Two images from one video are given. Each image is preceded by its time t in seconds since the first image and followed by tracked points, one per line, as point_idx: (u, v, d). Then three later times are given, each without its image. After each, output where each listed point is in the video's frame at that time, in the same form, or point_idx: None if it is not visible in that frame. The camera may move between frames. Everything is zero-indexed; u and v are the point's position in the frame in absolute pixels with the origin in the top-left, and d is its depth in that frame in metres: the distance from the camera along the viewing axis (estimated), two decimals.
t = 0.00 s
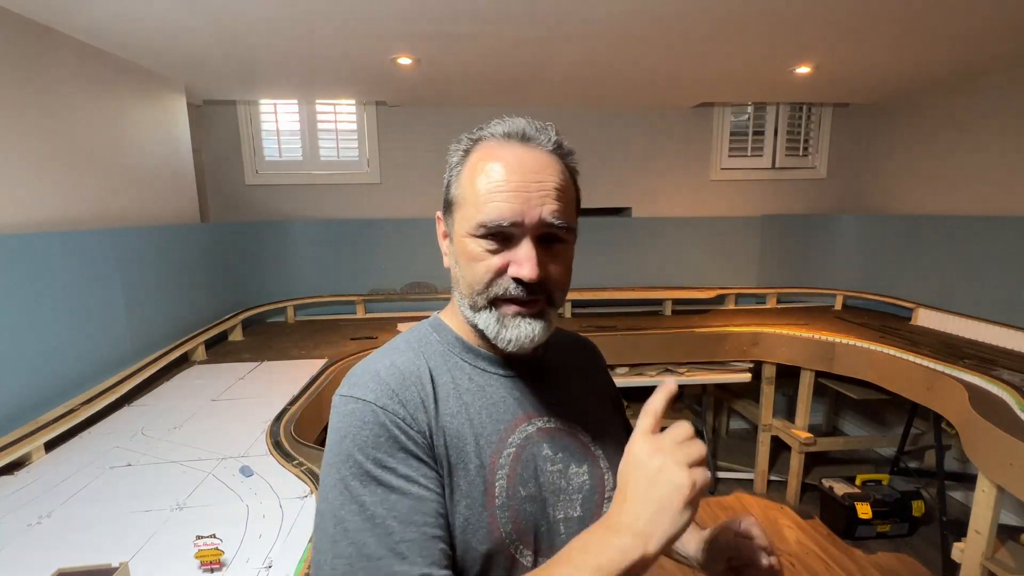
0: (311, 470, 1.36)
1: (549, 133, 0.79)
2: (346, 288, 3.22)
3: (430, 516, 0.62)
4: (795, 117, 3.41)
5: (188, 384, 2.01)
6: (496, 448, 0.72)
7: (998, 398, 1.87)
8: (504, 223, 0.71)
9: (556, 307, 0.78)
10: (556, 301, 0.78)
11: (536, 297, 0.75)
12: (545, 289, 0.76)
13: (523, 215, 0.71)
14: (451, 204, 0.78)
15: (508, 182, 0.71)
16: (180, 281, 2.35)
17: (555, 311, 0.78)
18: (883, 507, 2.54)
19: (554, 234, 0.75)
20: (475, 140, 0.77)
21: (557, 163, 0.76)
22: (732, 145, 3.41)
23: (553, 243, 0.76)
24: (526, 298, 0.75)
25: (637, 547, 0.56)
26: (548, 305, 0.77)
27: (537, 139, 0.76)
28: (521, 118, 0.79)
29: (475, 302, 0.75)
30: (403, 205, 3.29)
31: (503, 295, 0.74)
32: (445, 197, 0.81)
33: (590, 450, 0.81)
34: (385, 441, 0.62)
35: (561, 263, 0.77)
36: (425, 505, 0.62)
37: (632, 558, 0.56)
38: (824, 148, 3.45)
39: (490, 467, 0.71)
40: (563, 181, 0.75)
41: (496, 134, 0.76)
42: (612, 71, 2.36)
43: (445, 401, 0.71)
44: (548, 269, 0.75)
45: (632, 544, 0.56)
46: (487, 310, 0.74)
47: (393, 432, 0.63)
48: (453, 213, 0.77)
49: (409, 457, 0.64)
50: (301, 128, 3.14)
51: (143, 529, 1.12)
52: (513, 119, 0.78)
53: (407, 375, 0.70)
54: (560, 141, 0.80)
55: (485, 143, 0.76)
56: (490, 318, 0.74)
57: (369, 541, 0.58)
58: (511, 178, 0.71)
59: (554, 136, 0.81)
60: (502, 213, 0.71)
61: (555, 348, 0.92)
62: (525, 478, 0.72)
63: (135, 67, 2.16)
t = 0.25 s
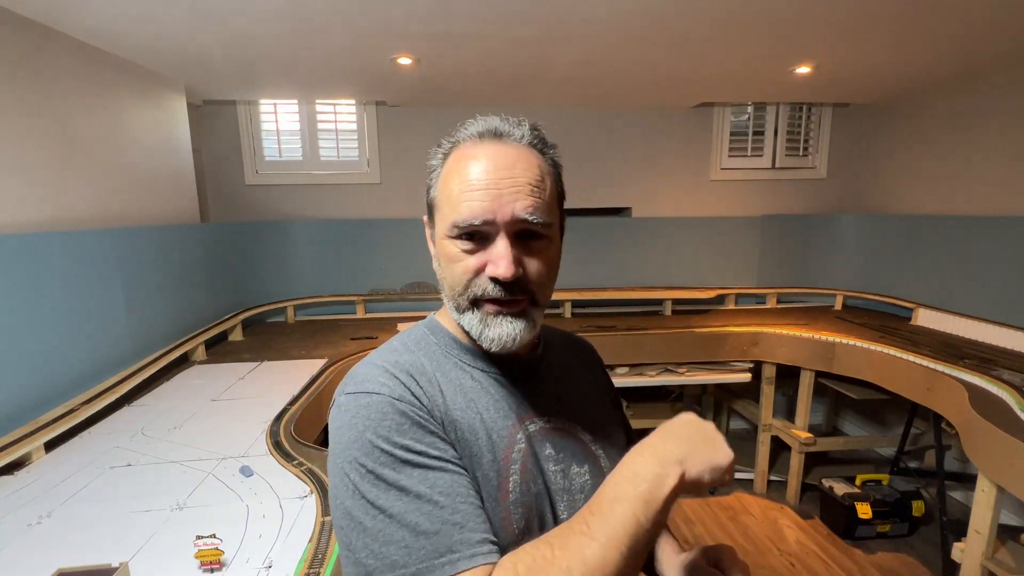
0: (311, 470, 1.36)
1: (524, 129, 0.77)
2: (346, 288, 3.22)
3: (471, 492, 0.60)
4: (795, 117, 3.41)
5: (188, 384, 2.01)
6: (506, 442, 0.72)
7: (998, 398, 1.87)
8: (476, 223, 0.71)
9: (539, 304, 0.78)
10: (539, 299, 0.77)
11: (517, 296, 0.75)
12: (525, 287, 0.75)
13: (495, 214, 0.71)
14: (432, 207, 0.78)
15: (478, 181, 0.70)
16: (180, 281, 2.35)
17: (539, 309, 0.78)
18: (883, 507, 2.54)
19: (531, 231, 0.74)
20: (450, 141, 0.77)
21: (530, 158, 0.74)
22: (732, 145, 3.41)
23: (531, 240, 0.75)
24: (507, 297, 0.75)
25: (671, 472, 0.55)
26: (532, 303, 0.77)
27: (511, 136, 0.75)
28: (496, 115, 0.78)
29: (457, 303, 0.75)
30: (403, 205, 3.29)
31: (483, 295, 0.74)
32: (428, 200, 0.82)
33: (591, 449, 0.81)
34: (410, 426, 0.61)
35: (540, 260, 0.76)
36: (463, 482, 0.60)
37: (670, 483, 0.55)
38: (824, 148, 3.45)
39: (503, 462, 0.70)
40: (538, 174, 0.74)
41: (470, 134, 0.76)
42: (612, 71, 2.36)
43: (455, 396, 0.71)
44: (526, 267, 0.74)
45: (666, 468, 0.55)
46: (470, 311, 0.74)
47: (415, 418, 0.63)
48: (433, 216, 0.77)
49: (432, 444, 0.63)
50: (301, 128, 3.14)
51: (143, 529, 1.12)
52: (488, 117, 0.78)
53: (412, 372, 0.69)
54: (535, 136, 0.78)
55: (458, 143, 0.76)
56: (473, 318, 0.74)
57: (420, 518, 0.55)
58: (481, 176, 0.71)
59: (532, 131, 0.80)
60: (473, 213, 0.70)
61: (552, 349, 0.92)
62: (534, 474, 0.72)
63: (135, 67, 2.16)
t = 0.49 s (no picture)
0: (311, 470, 1.36)
1: (554, 134, 0.78)
2: (346, 288, 3.22)
3: (434, 520, 0.61)
4: (795, 117, 3.41)
5: (188, 384, 2.01)
6: (503, 453, 0.71)
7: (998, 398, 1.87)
8: (502, 227, 0.71)
9: (557, 312, 0.78)
10: (557, 306, 0.78)
11: (537, 303, 0.75)
12: (545, 294, 0.75)
13: (521, 219, 0.71)
14: (456, 207, 0.78)
15: (506, 186, 0.71)
16: (180, 281, 2.35)
17: (555, 316, 0.78)
18: (883, 507, 2.54)
19: (555, 238, 0.74)
20: (480, 142, 0.77)
21: (559, 165, 0.75)
22: (732, 145, 3.41)
23: (554, 247, 0.75)
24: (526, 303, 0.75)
25: (631, 548, 0.60)
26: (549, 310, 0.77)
27: (541, 141, 0.75)
28: (526, 119, 0.79)
29: (476, 306, 0.75)
30: (403, 205, 3.30)
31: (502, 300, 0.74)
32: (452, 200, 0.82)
33: (596, 456, 0.81)
34: (392, 441, 0.62)
35: (562, 267, 0.76)
36: (429, 509, 0.61)
37: (628, 557, 0.59)
38: (824, 148, 3.45)
39: (496, 473, 0.70)
40: (565, 182, 0.74)
41: (499, 136, 0.76)
42: (612, 71, 2.36)
43: (455, 403, 0.71)
44: (547, 274, 0.75)
45: (626, 544, 0.60)
46: (487, 314, 0.74)
47: (401, 433, 0.62)
48: (457, 216, 0.77)
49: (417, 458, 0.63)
50: (300, 128, 3.14)
51: (143, 529, 1.12)
52: (517, 121, 0.78)
53: (415, 376, 0.69)
54: (564, 143, 0.78)
55: (487, 145, 0.76)
56: (489, 321, 0.74)
57: (373, 543, 0.57)
58: (509, 180, 0.71)
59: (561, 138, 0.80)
60: (500, 217, 0.70)
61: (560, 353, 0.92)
62: (532, 483, 0.72)
63: (135, 67, 2.16)
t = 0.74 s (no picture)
0: (311, 470, 1.36)
1: (556, 132, 0.78)
2: (346, 288, 3.22)
3: (449, 518, 0.61)
4: (795, 117, 3.41)
5: (188, 384, 2.01)
6: (509, 452, 0.71)
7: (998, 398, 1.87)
8: (511, 228, 0.71)
9: (565, 312, 0.78)
10: (565, 306, 0.78)
11: (546, 303, 0.75)
12: (554, 294, 0.75)
13: (531, 220, 0.70)
14: (460, 208, 0.77)
15: (513, 186, 0.70)
16: (180, 279, 2.35)
17: (563, 317, 0.78)
18: (883, 507, 2.54)
19: (563, 238, 0.74)
20: (481, 142, 0.77)
21: (564, 164, 0.75)
22: (732, 145, 3.41)
23: (562, 248, 0.75)
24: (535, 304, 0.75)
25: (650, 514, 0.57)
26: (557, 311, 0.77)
27: (544, 140, 0.75)
28: (527, 118, 0.78)
29: (485, 308, 0.75)
30: (403, 205, 3.29)
31: (511, 301, 0.74)
32: (454, 201, 0.81)
33: (601, 455, 0.81)
34: (404, 438, 0.62)
35: (570, 268, 0.76)
36: (443, 507, 0.61)
37: (649, 524, 0.56)
38: (824, 148, 3.45)
39: (504, 471, 0.70)
40: (571, 181, 0.74)
41: (503, 135, 0.75)
42: (612, 72, 2.36)
43: (460, 402, 0.71)
44: (556, 274, 0.74)
45: (645, 511, 0.56)
46: (497, 316, 0.74)
47: (412, 430, 0.63)
48: (462, 218, 0.76)
49: (427, 457, 0.63)
50: (300, 128, 3.13)
51: (143, 529, 1.12)
52: (518, 120, 0.78)
53: (420, 376, 0.69)
54: (566, 141, 0.78)
55: (490, 145, 0.75)
56: (500, 324, 0.73)
57: (395, 539, 0.57)
58: (517, 181, 0.70)
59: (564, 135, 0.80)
60: (510, 217, 0.70)
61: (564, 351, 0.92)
62: (537, 483, 0.72)
63: (135, 67, 2.16)
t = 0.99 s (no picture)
0: (311, 470, 1.36)
1: (550, 136, 0.76)
2: (346, 288, 3.22)
3: (483, 497, 0.60)
4: (795, 117, 3.41)
5: (188, 384, 2.01)
6: (519, 447, 0.72)
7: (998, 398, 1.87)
8: (501, 241, 0.71)
9: (558, 321, 0.78)
10: (558, 315, 0.78)
11: (538, 313, 0.75)
12: (546, 305, 0.75)
13: (520, 233, 0.70)
14: (454, 215, 0.77)
15: (502, 198, 0.69)
16: (180, 279, 2.35)
17: (557, 326, 0.78)
18: (883, 507, 2.54)
19: (555, 248, 0.74)
20: (474, 148, 0.76)
21: (557, 171, 0.73)
22: (732, 145, 3.41)
23: (553, 257, 0.75)
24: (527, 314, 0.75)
25: (677, 480, 0.59)
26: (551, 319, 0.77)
27: (537, 146, 0.74)
28: (522, 121, 0.77)
29: (477, 319, 0.75)
30: (403, 205, 3.29)
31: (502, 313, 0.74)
32: (448, 207, 0.80)
33: (604, 454, 0.82)
34: (423, 426, 0.62)
35: (561, 277, 0.76)
36: (474, 487, 0.60)
37: (677, 488, 0.58)
38: (824, 148, 3.45)
39: (516, 466, 0.71)
40: (563, 187, 0.73)
41: (495, 142, 0.74)
42: (612, 72, 2.36)
43: (470, 397, 0.71)
44: (547, 285, 0.74)
45: (673, 476, 0.59)
46: (488, 328, 0.75)
47: (429, 419, 0.63)
48: (455, 226, 0.76)
49: (447, 445, 0.63)
50: (300, 128, 3.13)
51: (142, 529, 1.12)
52: (512, 124, 0.76)
53: (428, 372, 0.70)
54: (561, 145, 0.77)
55: (482, 151, 0.74)
56: (493, 334, 0.74)
57: (435, 516, 0.56)
58: (504, 192, 0.70)
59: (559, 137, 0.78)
60: (498, 230, 0.70)
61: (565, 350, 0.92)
62: (546, 479, 0.73)
63: (135, 67, 2.16)
